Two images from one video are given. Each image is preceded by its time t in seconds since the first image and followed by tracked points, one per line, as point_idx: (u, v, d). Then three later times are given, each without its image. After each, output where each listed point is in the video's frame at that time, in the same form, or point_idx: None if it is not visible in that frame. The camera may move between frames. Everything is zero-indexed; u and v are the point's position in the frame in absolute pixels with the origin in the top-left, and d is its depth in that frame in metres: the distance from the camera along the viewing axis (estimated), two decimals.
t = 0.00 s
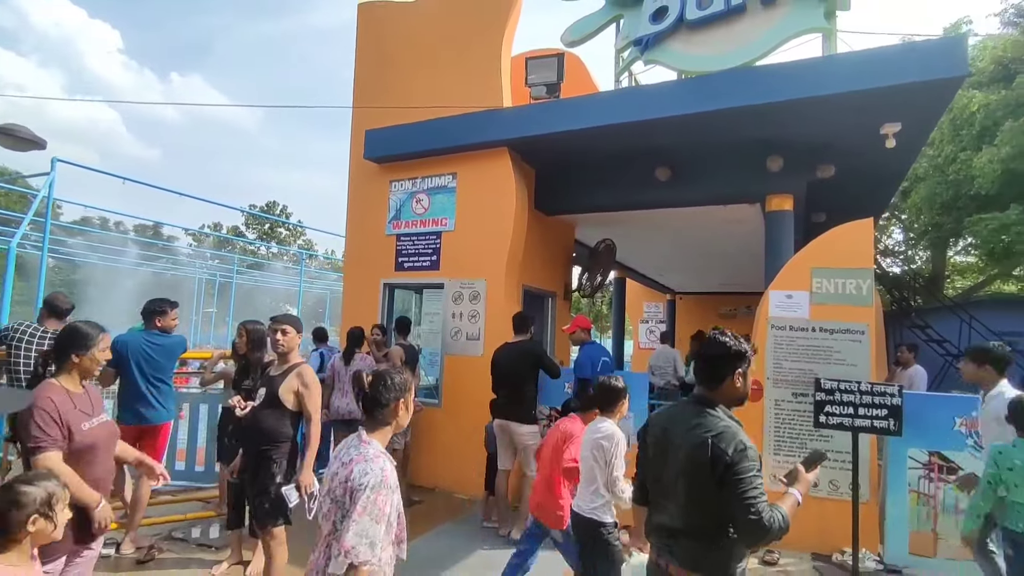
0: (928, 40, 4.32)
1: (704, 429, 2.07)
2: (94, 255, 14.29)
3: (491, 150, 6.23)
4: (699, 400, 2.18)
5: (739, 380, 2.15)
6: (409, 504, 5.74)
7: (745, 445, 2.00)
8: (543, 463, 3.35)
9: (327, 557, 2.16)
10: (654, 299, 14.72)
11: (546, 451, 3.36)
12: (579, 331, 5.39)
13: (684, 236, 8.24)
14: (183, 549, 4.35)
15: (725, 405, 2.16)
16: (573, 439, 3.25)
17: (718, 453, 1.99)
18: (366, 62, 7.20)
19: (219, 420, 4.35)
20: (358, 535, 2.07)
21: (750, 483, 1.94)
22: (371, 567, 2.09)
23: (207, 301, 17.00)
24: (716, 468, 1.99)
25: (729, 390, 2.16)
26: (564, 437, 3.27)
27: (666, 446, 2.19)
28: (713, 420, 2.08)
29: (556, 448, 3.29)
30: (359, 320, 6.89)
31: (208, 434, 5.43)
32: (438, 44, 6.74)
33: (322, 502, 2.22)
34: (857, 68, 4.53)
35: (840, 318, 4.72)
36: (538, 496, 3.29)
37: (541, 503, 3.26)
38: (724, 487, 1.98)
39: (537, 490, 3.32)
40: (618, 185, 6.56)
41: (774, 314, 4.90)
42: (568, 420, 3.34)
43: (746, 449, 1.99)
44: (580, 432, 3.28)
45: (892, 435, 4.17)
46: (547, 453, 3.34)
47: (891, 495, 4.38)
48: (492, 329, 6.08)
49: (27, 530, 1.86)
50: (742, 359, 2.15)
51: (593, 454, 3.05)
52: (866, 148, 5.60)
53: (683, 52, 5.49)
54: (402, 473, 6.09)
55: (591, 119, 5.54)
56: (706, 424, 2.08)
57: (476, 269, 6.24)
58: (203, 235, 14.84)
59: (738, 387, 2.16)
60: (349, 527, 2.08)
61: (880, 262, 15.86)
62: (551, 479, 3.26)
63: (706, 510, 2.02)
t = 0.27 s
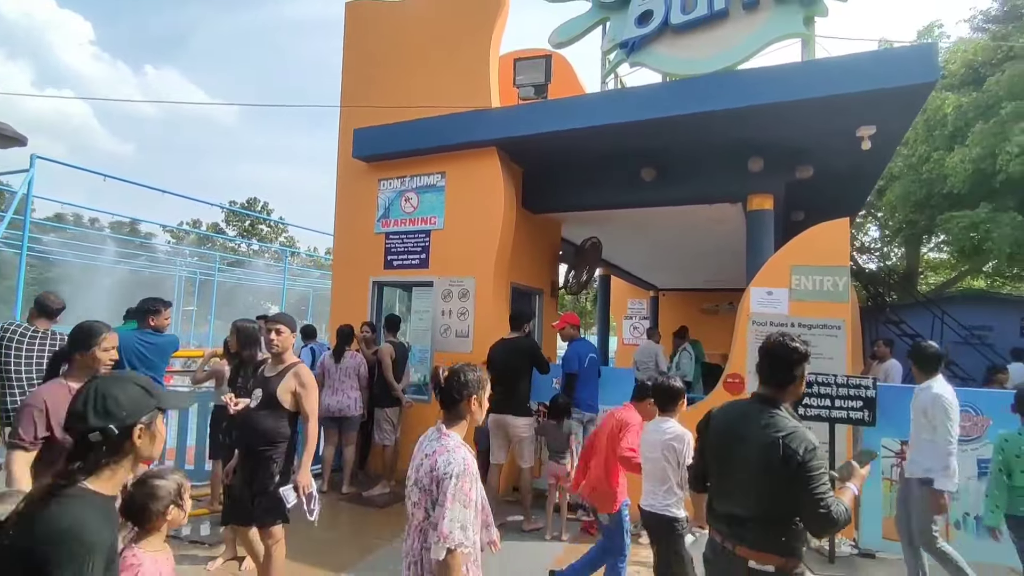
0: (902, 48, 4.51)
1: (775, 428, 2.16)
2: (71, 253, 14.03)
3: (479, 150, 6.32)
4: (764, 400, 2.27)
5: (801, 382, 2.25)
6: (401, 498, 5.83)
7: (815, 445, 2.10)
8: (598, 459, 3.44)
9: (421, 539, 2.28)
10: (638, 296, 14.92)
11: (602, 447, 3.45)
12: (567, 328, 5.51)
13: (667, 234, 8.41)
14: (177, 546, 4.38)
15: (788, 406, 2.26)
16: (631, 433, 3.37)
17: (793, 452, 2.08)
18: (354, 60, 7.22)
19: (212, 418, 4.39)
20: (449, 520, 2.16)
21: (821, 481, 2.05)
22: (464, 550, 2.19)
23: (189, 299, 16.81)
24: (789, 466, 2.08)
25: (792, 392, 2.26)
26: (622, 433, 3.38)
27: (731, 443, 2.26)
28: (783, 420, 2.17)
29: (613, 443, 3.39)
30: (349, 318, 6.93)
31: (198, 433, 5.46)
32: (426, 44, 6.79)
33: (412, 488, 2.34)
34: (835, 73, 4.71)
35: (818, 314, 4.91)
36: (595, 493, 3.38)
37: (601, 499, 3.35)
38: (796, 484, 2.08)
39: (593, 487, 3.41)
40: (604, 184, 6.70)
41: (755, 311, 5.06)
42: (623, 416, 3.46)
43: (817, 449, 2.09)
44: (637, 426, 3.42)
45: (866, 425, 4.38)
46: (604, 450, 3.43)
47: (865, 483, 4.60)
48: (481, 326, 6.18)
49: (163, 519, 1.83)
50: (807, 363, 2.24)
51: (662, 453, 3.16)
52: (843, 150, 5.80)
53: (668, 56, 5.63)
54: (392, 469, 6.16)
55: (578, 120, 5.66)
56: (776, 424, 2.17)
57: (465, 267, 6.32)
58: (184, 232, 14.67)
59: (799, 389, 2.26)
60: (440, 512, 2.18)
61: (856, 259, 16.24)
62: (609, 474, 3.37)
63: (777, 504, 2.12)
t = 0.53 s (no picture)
0: (877, 50, 4.68)
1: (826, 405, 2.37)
2: (47, 248, 13.78)
3: (468, 146, 6.39)
4: (813, 380, 2.48)
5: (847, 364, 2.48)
6: (391, 490, 5.92)
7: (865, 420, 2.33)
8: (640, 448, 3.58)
9: (490, 519, 2.40)
10: (621, 290, 15.12)
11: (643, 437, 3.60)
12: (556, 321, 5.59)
13: (650, 229, 8.57)
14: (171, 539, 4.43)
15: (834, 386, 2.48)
16: (670, 422, 3.54)
17: (846, 426, 2.29)
18: (341, 56, 7.24)
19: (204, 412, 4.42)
20: (530, 498, 2.29)
21: (872, 452, 2.27)
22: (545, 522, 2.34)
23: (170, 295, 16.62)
24: (843, 439, 2.29)
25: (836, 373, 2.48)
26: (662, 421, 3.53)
27: (783, 418, 2.45)
28: (833, 398, 2.38)
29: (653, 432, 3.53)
30: (337, 313, 6.98)
31: (188, 427, 5.48)
32: (415, 40, 6.83)
33: (476, 472, 2.44)
34: (813, 74, 4.87)
35: (796, 307, 5.10)
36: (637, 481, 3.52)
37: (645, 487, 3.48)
38: (849, 455, 2.29)
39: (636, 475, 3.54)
40: (589, 181, 6.82)
41: (736, 304, 5.23)
42: (661, 406, 3.60)
43: (867, 423, 2.32)
44: (675, 415, 3.58)
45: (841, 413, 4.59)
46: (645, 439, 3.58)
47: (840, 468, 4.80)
48: (470, 320, 6.28)
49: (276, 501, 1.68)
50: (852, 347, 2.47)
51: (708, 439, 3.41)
52: (821, 149, 5.99)
53: (652, 55, 5.75)
54: (383, 462, 6.25)
55: (565, 118, 5.76)
56: (828, 401, 2.38)
57: (454, 262, 6.40)
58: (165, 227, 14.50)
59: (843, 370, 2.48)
60: (517, 492, 2.30)
61: (833, 253, 16.62)
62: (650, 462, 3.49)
63: (829, 474, 2.33)
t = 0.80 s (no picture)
0: (860, 50, 4.77)
1: (860, 399, 2.44)
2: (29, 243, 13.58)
3: (457, 141, 6.41)
4: (845, 376, 2.55)
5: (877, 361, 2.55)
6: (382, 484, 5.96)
7: (899, 413, 2.40)
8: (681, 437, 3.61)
9: (551, 499, 2.49)
10: (609, 284, 15.23)
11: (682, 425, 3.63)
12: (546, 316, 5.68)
13: (638, 225, 8.66)
14: (162, 534, 4.44)
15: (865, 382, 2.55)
16: (707, 409, 3.58)
17: (881, 419, 2.37)
18: (330, 50, 7.20)
19: (194, 408, 4.42)
20: (588, 478, 2.39)
21: (907, 444, 2.34)
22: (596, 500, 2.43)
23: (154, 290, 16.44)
24: (878, 431, 2.36)
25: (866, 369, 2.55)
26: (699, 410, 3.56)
27: (818, 413, 2.52)
28: (866, 393, 2.45)
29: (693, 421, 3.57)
30: (327, 308, 6.97)
31: (178, 423, 5.47)
32: (404, 34, 6.82)
33: (536, 457, 2.50)
34: (798, 73, 4.95)
35: (780, 301, 5.20)
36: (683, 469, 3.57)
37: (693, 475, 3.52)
38: (884, 447, 2.35)
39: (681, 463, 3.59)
40: (578, 177, 6.87)
41: (723, 298, 5.32)
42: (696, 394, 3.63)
43: (901, 417, 2.39)
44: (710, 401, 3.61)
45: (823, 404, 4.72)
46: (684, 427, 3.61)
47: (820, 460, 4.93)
48: (460, 315, 6.32)
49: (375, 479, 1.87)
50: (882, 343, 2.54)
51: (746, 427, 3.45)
52: (806, 146, 6.09)
53: (640, 52, 5.80)
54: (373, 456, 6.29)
55: (554, 114, 5.80)
56: (862, 396, 2.45)
57: (443, 257, 6.43)
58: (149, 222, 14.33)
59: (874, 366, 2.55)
60: (576, 472, 2.39)
61: (817, 248, 16.87)
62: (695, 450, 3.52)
63: (864, 466, 2.40)
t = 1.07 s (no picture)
0: (850, 48, 4.79)
1: (894, 391, 2.44)
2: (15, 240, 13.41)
3: (448, 137, 6.38)
4: (877, 369, 2.55)
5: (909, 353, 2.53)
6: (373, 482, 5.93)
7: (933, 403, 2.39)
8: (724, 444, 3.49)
9: (591, 492, 2.47)
10: (601, 282, 15.25)
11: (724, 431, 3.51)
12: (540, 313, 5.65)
13: (630, 222, 8.66)
14: (150, 533, 4.39)
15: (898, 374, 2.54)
16: (749, 415, 3.43)
17: (914, 409, 2.37)
18: (320, 45, 7.14)
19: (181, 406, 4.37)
20: (618, 472, 2.34)
21: (943, 434, 2.33)
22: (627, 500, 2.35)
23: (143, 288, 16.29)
24: (913, 422, 2.36)
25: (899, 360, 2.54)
26: (741, 416, 3.43)
27: (851, 407, 2.54)
28: (899, 385, 2.45)
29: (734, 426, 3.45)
30: (318, 305, 6.92)
31: (165, 422, 5.41)
32: (396, 29, 6.76)
33: (574, 453, 2.50)
34: (789, 70, 4.96)
35: (771, 298, 5.21)
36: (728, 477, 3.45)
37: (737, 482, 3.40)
38: (920, 438, 2.35)
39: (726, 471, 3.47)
40: (570, 174, 6.86)
41: (714, 295, 5.33)
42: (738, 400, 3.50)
43: (936, 406, 2.38)
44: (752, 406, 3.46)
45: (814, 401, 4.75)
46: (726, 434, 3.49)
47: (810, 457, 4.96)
48: (452, 312, 6.29)
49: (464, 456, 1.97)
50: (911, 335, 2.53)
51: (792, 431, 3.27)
52: (797, 143, 6.10)
53: (633, 49, 5.79)
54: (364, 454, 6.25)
55: (546, 110, 5.78)
56: (895, 387, 2.45)
57: (435, 254, 6.40)
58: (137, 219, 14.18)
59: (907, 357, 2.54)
60: (606, 467, 2.34)
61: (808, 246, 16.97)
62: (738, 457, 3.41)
63: (902, 457, 2.39)
